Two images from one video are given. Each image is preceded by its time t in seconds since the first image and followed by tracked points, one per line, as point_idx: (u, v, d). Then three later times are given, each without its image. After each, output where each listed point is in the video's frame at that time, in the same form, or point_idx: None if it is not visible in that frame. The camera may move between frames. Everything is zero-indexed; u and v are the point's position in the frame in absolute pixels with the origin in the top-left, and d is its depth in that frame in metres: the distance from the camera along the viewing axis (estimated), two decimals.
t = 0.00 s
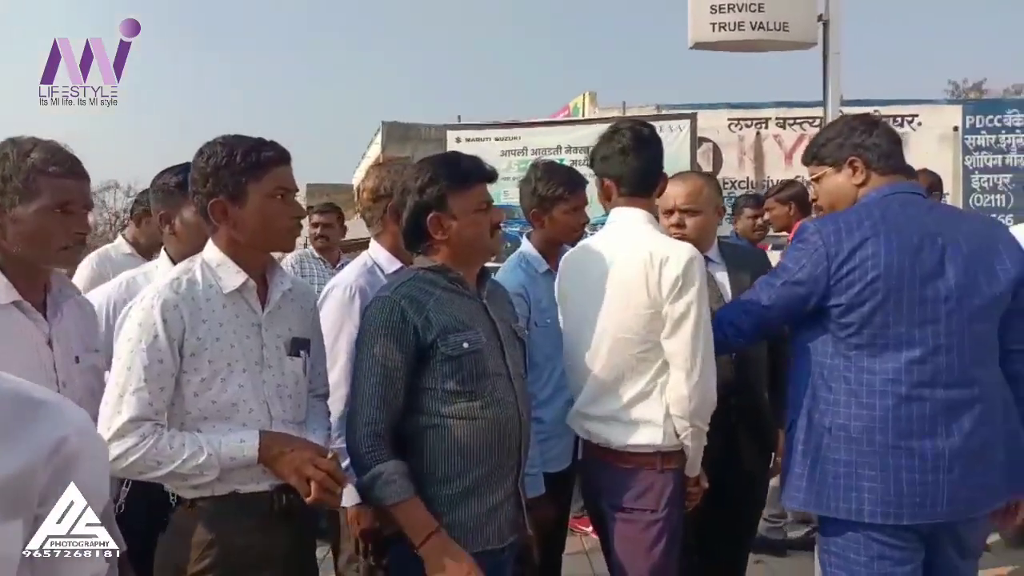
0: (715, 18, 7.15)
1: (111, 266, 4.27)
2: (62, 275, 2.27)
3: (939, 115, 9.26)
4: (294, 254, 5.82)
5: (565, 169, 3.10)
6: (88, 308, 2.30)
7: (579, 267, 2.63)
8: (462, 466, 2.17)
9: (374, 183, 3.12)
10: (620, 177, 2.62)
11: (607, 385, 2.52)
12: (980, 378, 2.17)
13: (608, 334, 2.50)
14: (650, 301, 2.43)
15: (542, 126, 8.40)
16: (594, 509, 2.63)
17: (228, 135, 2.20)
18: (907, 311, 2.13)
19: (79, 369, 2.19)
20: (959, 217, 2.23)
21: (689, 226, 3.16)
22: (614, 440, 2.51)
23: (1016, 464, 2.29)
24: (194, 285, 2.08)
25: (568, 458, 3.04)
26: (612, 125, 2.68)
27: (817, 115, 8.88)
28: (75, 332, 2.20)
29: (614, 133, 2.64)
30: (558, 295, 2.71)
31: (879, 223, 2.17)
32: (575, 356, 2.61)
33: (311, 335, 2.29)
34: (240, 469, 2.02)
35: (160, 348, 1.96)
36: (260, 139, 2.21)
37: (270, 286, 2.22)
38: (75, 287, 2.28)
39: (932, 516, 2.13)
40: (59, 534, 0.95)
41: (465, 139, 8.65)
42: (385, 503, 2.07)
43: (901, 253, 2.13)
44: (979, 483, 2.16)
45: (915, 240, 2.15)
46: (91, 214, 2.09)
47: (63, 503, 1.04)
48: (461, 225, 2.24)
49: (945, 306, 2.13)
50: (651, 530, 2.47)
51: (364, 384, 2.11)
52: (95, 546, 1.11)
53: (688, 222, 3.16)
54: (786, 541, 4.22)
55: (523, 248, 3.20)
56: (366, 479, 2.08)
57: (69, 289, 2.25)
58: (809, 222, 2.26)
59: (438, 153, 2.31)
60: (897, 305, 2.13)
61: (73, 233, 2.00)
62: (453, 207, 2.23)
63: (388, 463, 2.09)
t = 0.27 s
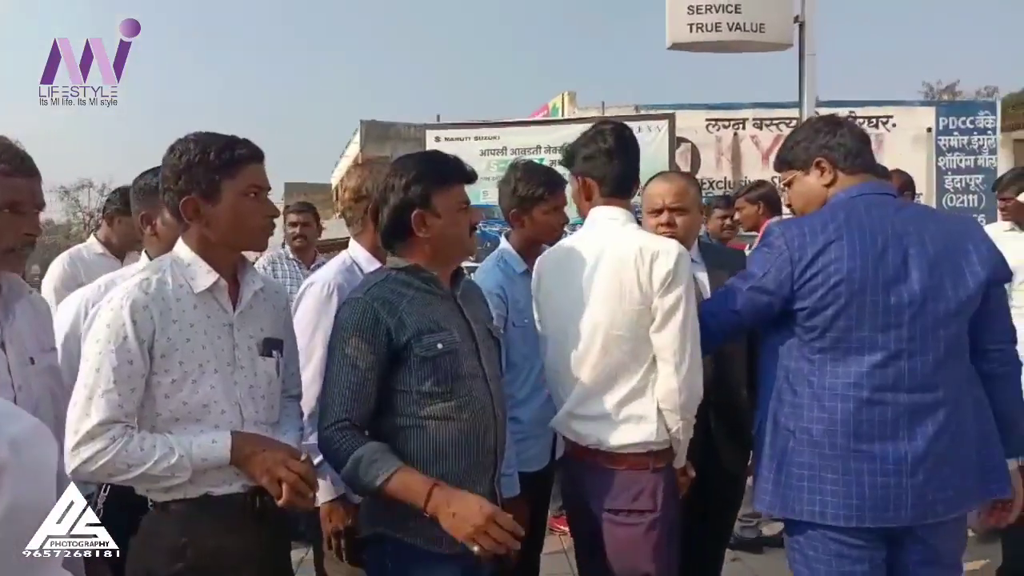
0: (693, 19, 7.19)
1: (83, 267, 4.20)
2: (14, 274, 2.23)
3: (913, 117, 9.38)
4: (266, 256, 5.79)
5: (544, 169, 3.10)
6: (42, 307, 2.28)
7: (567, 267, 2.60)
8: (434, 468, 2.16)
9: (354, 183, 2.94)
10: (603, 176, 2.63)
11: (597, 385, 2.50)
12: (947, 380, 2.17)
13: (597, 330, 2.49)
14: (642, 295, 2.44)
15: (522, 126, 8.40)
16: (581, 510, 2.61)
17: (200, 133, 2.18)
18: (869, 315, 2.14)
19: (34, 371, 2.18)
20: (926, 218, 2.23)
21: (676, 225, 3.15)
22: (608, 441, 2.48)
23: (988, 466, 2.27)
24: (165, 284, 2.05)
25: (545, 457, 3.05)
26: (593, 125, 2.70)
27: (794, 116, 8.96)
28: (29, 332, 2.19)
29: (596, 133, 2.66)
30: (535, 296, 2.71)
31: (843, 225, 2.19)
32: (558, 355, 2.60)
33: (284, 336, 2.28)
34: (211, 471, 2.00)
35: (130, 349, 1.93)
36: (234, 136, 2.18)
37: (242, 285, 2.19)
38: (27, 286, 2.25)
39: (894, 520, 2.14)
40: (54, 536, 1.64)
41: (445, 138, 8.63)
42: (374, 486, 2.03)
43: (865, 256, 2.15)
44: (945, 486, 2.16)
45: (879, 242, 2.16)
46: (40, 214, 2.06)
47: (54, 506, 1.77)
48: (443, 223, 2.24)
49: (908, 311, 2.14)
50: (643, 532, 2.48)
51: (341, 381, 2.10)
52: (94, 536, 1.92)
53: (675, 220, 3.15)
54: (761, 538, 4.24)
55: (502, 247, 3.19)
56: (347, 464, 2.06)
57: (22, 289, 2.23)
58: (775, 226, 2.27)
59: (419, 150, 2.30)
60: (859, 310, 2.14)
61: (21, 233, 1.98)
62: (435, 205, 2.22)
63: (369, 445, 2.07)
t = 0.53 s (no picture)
0: (678, 19, 7.29)
1: (66, 269, 4.17)
2: None
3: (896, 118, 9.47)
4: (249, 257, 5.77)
5: (530, 170, 3.08)
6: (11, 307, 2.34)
7: (557, 269, 2.59)
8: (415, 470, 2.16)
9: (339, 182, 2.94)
10: (588, 181, 2.63)
11: (592, 389, 2.50)
12: (926, 383, 2.16)
13: (591, 331, 2.48)
14: (634, 296, 2.44)
15: (508, 127, 8.41)
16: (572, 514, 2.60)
17: (183, 133, 2.16)
18: (841, 318, 2.14)
19: (11, 372, 2.23)
20: (905, 219, 2.22)
21: (669, 224, 3.15)
22: (602, 444, 2.48)
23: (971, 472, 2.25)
24: (145, 287, 2.03)
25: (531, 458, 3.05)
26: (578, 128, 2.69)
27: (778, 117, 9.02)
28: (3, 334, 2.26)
29: (582, 136, 2.64)
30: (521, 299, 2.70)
31: (820, 229, 2.19)
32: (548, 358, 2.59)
33: (265, 337, 2.27)
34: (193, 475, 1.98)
35: (110, 352, 1.91)
36: (216, 137, 2.17)
37: (222, 287, 2.18)
38: None
39: (869, 525, 2.14)
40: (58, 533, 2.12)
41: (432, 139, 8.63)
42: (366, 464, 2.01)
43: (841, 259, 2.15)
44: (922, 492, 2.15)
45: (856, 245, 2.16)
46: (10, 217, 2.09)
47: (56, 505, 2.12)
48: (430, 224, 2.24)
49: (883, 315, 2.13)
50: (639, 533, 2.49)
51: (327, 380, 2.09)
52: (93, 541, 2.10)
53: (668, 220, 3.16)
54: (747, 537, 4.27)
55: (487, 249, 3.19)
56: (337, 449, 2.04)
57: None
58: (752, 229, 2.28)
59: (404, 153, 2.29)
60: (831, 314, 2.15)
61: None
62: (423, 205, 2.22)
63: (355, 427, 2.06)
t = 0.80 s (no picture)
0: (654, 23, 7.30)
1: (33, 268, 4.08)
2: None
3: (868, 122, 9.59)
4: (219, 259, 5.72)
5: (506, 170, 3.08)
6: None
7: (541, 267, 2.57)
8: (383, 471, 2.15)
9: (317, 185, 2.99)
10: (566, 174, 2.64)
11: (579, 390, 2.48)
12: (889, 388, 2.13)
13: (578, 330, 2.47)
14: (620, 296, 2.45)
15: (485, 128, 8.39)
16: (552, 514, 2.54)
17: (154, 132, 2.13)
18: (799, 320, 2.14)
19: None
20: (873, 219, 2.19)
21: (650, 224, 3.16)
22: (589, 442, 2.45)
23: (940, 479, 2.21)
24: (111, 287, 1.99)
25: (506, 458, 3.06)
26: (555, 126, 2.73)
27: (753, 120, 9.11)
28: None
29: (557, 132, 2.69)
30: (497, 301, 2.69)
31: (779, 232, 2.19)
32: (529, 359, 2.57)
33: (231, 337, 2.25)
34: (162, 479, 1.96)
35: (75, 353, 1.88)
36: (188, 136, 2.15)
37: (190, 287, 2.16)
38: None
39: (827, 529, 2.13)
40: (58, 532, 1.97)
41: (409, 139, 8.58)
42: (353, 423, 1.95)
43: (798, 262, 2.14)
44: (883, 497, 2.12)
45: (814, 248, 2.15)
46: None
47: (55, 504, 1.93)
48: (407, 224, 2.23)
49: (840, 318, 2.12)
50: (626, 531, 2.46)
51: (302, 376, 2.06)
52: (94, 540, 1.97)
53: (649, 219, 3.16)
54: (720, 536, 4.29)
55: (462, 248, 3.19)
56: (320, 423, 1.98)
57: None
58: (716, 233, 2.30)
59: (382, 151, 2.30)
60: (783, 317, 2.16)
61: None
62: (400, 204, 2.21)
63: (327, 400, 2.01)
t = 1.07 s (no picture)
0: (627, 22, 7.32)
1: None
2: None
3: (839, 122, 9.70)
4: (188, 255, 5.63)
5: (476, 166, 3.07)
6: None
7: (529, 264, 2.48)
8: (352, 467, 2.14)
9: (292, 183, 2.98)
10: (547, 165, 2.57)
11: (570, 390, 2.41)
12: (850, 386, 2.13)
13: (568, 329, 2.39)
14: (611, 294, 2.38)
15: (460, 125, 8.37)
16: (539, 513, 2.47)
17: (122, 124, 2.09)
18: (757, 316, 2.15)
19: None
20: (839, 216, 2.18)
21: (626, 220, 3.16)
22: (576, 440, 2.39)
23: (907, 480, 2.20)
24: (74, 281, 1.94)
25: (478, 455, 3.05)
26: (534, 120, 2.66)
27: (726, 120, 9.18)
28: None
29: (536, 125, 2.63)
30: (479, 299, 2.60)
31: (742, 228, 2.20)
32: (515, 357, 2.49)
33: (193, 334, 2.23)
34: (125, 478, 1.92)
35: (35, 349, 1.84)
36: (157, 130, 2.12)
37: (153, 282, 2.13)
38: None
39: (787, 529, 2.14)
40: (57, 533, 1.92)
41: (384, 136, 8.53)
42: (339, 377, 1.91)
43: (758, 259, 2.15)
44: (844, 495, 2.12)
45: (774, 244, 2.16)
46: None
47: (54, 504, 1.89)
48: (383, 219, 2.22)
49: (799, 315, 2.12)
50: (614, 532, 2.41)
51: (278, 356, 2.02)
52: (93, 540, 1.92)
53: (625, 216, 3.16)
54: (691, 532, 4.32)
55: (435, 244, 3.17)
56: (303, 388, 1.94)
57: None
58: (682, 231, 2.32)
59: (356, 147, 2.27)
60: (741, 311, 2.17)
61: None
62: (376, 199, 2.20)
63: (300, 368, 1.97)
